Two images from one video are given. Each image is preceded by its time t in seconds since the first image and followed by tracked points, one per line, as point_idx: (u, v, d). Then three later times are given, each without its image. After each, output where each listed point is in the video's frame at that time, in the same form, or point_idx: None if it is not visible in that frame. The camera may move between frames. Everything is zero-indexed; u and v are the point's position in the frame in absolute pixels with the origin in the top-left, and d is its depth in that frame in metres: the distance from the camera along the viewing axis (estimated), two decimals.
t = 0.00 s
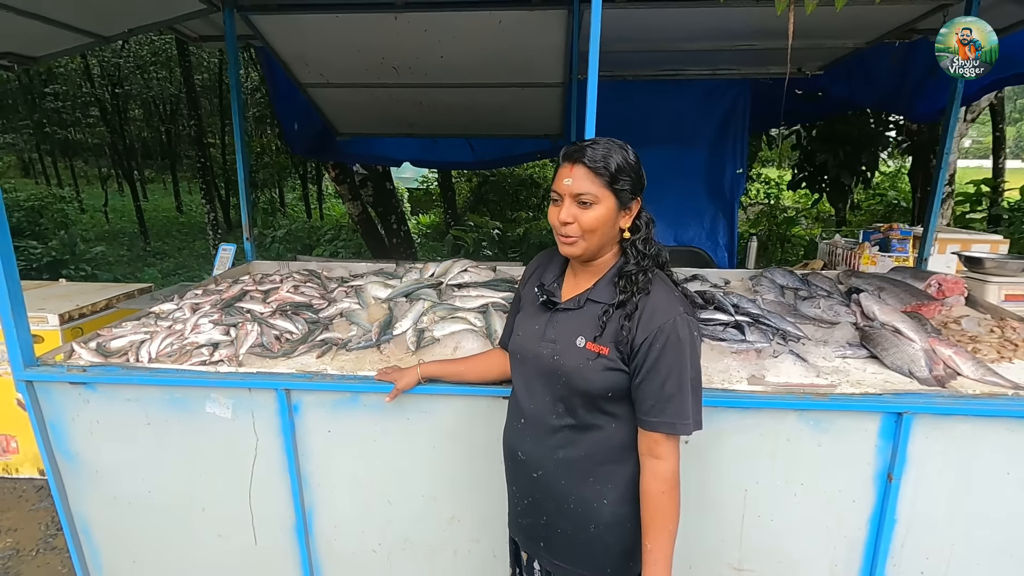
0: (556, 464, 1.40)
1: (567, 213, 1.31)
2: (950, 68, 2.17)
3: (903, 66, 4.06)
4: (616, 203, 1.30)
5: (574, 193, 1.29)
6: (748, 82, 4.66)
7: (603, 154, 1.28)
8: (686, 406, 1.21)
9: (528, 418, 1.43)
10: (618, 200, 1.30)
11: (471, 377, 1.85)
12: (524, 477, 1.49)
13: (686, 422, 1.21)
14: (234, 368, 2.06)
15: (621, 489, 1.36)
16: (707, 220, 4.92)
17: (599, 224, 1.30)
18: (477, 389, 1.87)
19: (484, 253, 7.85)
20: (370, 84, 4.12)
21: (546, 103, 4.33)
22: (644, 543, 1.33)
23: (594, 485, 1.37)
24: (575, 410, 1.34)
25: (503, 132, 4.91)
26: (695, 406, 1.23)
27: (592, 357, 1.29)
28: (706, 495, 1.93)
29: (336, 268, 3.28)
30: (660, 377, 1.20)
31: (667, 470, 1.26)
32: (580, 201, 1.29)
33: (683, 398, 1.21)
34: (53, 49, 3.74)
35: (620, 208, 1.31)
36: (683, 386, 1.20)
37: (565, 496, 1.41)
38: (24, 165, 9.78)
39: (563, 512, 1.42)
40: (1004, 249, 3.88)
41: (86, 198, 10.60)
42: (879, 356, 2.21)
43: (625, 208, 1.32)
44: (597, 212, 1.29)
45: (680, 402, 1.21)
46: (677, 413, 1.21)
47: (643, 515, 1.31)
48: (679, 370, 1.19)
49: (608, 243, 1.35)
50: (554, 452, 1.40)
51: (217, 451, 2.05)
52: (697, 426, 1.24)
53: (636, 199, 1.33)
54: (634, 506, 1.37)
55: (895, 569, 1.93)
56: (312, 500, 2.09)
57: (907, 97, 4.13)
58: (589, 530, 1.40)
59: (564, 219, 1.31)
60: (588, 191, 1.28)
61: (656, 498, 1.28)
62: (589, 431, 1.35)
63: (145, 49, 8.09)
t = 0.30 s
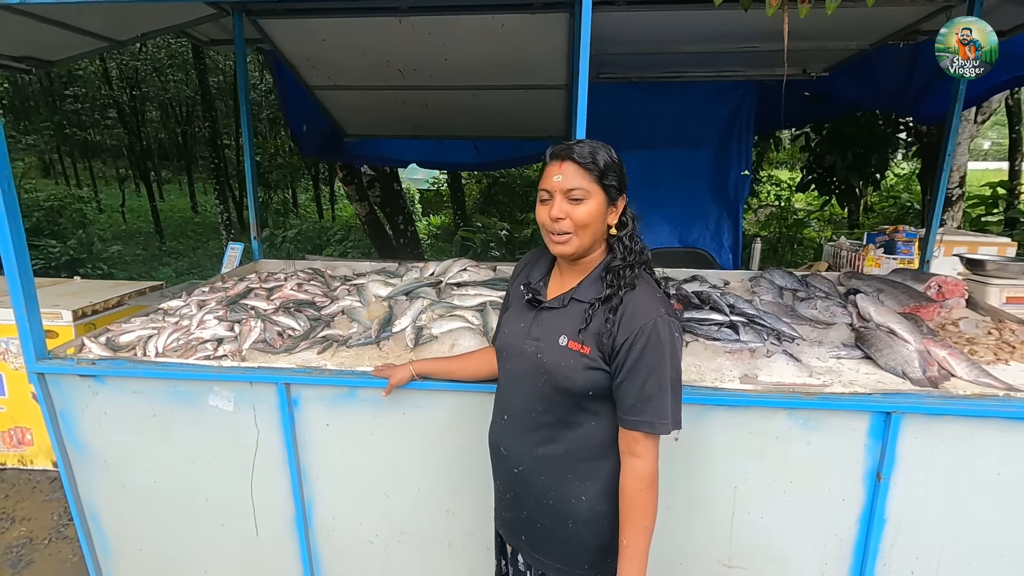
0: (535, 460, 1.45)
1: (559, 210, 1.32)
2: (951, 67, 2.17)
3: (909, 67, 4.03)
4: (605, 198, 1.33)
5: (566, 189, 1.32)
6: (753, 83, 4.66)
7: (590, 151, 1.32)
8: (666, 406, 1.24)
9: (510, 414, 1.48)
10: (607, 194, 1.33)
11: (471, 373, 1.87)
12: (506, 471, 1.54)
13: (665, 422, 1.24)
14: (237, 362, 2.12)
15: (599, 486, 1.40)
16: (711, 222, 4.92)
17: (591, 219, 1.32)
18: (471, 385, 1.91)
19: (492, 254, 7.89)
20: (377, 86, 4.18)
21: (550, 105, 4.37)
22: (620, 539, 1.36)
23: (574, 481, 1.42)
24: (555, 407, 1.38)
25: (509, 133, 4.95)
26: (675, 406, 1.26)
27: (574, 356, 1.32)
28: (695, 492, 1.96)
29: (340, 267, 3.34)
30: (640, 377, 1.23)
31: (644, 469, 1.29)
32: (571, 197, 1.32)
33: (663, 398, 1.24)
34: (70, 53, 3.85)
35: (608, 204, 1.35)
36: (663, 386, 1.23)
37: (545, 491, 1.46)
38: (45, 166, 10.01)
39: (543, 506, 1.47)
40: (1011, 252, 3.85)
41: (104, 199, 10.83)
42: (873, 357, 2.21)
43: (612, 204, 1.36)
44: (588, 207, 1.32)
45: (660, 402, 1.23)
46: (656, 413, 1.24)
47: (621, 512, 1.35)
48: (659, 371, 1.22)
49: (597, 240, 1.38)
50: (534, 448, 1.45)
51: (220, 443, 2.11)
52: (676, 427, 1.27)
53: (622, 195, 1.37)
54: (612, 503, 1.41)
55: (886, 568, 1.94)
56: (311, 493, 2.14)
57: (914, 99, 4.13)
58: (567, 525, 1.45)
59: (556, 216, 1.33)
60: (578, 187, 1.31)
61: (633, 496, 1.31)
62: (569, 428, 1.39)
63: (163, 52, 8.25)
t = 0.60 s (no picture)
0: (520, 463, 1.45)
1: (544, 216, 1.32)
2: (951, 68, 2.14)
3: (909, 66, 4.01)
4: (591, 203, 1.33)
5: (550, 196, 1.31)
6: (753, 83, 4.64)
7: (575, 156, 1.31)
8: (648, 413, 1.23)
9: (496, 417, 1.48)
10: (593, 199, 1.32)
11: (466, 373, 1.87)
12: (493, 473, 1.55)
13: (647, 430, 1.24)
14: (231, 362, 2.12)
15: (582, 491, 1.40)
16: (711, 222, 4.91)
17: (577, 225, 1.32)
18: (463, 386, 1.92)
19: (493, 254, 7.88)
20: (375, 86, 4.18)
21: (549, 105, 4.36)
22: (601, 547, 1.36)
23: (558, 486, 1.42)
24: (538, 410, 1.38)
25: (508, 134, 4.95)
26: (657, 414, 1.25)
27: (558, 360, 1.32)
28: (688, 494, 1.95)
29: (337, 267, 3.34)
30: (622, 384, 1.23)
31: (626, 475, 1.29)
32: (556, 203, 1.31)
33: (645, 405, 1.23)
34: (71, 53, 3.87)
35: (595, 208, 1.34)
36: (645, 394, 1.22)
37: (529, 495, 1.47)
38: (49, 165, 10.05)
39: (527, 510, 1.48)
40: (1011, 253, 3.83)
41: (108, 198, 10.87)
42: (869, 358, 2.21)
43: (599, 208, 1.36)
44: (573, 213, 1.31)
45: (641, 410, 1.23)
46: (638, 420, 1.23)
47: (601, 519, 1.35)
48: (641, 378, 1.22)
49: (585, 244, 1.38)
50: (518, 451, 1.45)
51: (214, 443, 2.12)
52: (659, 435, 1.27)
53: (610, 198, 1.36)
54: (595, 509, 1.41)
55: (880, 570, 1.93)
56: (303, 494, 2.14)
57: (912, 100, 4.12)
58: (551, 529, 1.46)
59: (541, 222, 1.33)
60: (563, 194, 1.30)
61: (613, 502, 1.31)
62: (552, 432, 1.39)
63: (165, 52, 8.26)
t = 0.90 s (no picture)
0: (510, 469, 1.41)
1: (538, 215, 1.27)
2: (950, 68, 2.11)
3: (895, 66, 4.02)
4: (586, 203, 1.28)
5: (545, 195, 1.26)
6: (740, 81, 4.64)
7: (571, 153, 1.26)
8: (638, 414, 1.19)
9: (485, 421, 1.43)
10: (587, 200, 1.28)
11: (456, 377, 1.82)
12: (482, 480, 1.50)
13: (637, 431, 1.20)
14: (209, 366, 2.05)
15: (575, 496, 1.36)
16: (698, 221, 4.91)
17: (570, 225, 1.28)
18: (451, 390, 1.87)
19: (480, 253, 7.82)
20: (359, 83, 4.11)
21: (535, 103, 4.32)
22: (584, 550, 1.32)
23: (550, 492, 1.38)
24: (528, 413, 1.34)
25: (495, 132, 4.90)
26: (647, 413, 1.21)
27: (546, 361, 1.27)
28: (681, 496, 1.92)
29: (320, 267, 3.27)
30: (611, 383, 1.19)
31: (615, 477, 1.25)
32: (550, 202, 1.26)
33: (635, 405, 1.19)
34: (42, 47, 3.74)
35: (588, 208, 1.30)
36: (634, 394, 1.18)
37: (521, 501, 1.42)
38: (24, 164, 9.79)
39: (519, 517, 1.43)
40: (994, 252, 3.88)
41: (86, 197, 10.61)
42: (859, 358, 2.19)
43: (592, 208, 1.31)
44: (568, 213, 1.27)
45: (630, 410, 1.19)
46: (627, 421, 1.19)
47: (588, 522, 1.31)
48: (630, 377, 1.18)
49: (576, 245, 1.34)
50: (508, 457, 1.41)
51: (191, 450, 2.04)
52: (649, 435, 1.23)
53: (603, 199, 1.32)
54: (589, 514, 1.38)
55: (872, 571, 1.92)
56: (286, 501, 2.08)
57: (897, 100, 4.17)
58: (545, 535, 1.41)
59: (534, 221, 1.28)
60: (559, 192, 1.25)
61: (601, 505, 1.27)
62: (542, 436, 1.35)
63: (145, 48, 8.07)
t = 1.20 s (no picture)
0: (513, 493, 1.32)
1: (538, 224, 1.20)
2: (951, 67, 2.35)
3: (866, 67, 4.03)
4: (585, 210, 1.23)
5: (544, 202, 1.20)
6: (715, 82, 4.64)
7: (569, 158, 1.21)
8: (650, 427, 1.14)
9: (481, 443, 1.33)
10: (587, 206, 1.23)
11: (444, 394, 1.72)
12: (478, 507, 1.40)
13: (650, 445, 1.14)
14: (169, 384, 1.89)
15: (582, 518, 1.29)
16: (675, 223, 4.90)
17: (572, 234, 1.22)
18: (432, 405, 1.76)
19: (454, 255, 7.68)
20: (329, 81, 3.95)
21: (512, 103, 4.23)
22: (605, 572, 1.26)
23: (555, 515, 1.30)
24: (529, 433, 1.25)
25: (470, 132, 4.80)
26: (659, 425, 1.16)
27: (548, 376, 1.19)
28: (673, 511, 1.85)
29: (290, 274, 3.12)
30: (621, 397, 1.13)
31: (630, 495, 1.19)
32: (550, 211, 1.20)
33: (646, 418, 1.14)
34: None
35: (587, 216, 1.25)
36: (645, 406, 1.13)
37: (523, 527, 1.34)
38: None
39: (522, 544, 1.35)
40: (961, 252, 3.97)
41: (37, 199, 10.07)
42: (846, 362, 2.17)
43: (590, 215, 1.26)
44: (569, 221, 1.21)
45: (642, 422, 1.13)
46: (639, 435, 1.14)
47: (607, 544, 1.25)
48: (641, 389, 1.12)
49: (574, 254, 1.28)
50: (510, 481, 1.32)
51: (149, 475, 1.89)
52: (661, 447, 1.18)
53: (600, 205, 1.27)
54: (597, 535, 1.31)
55: None
56: (255, 526, 1.94)
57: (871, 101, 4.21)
58: (550, 561, 1.34)
59: (535, 231, 1.20)
60: (560, 200, 1.19)
61: (619, 524, 1.21)
62: (545, 457, 1.27)
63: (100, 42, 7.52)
